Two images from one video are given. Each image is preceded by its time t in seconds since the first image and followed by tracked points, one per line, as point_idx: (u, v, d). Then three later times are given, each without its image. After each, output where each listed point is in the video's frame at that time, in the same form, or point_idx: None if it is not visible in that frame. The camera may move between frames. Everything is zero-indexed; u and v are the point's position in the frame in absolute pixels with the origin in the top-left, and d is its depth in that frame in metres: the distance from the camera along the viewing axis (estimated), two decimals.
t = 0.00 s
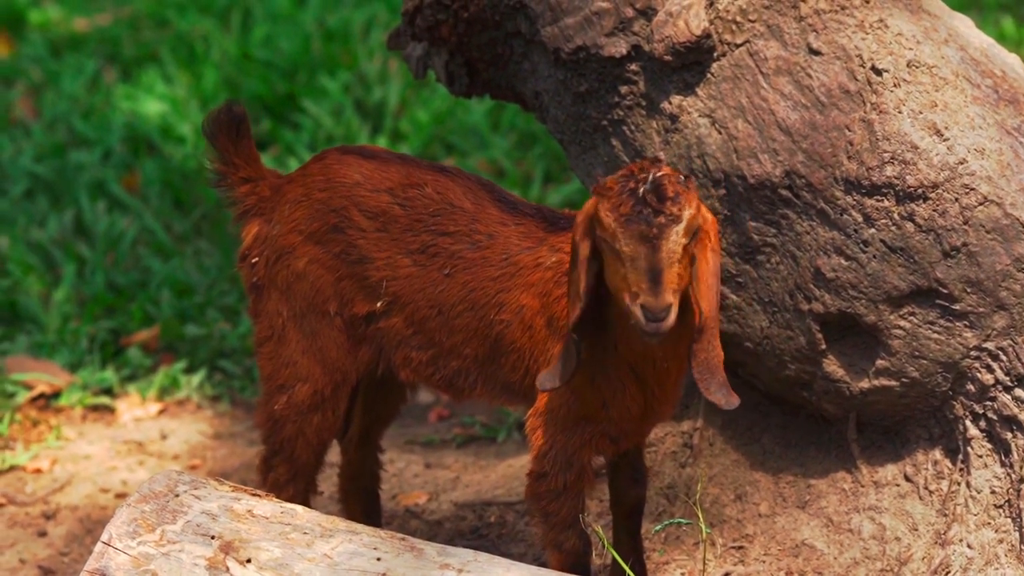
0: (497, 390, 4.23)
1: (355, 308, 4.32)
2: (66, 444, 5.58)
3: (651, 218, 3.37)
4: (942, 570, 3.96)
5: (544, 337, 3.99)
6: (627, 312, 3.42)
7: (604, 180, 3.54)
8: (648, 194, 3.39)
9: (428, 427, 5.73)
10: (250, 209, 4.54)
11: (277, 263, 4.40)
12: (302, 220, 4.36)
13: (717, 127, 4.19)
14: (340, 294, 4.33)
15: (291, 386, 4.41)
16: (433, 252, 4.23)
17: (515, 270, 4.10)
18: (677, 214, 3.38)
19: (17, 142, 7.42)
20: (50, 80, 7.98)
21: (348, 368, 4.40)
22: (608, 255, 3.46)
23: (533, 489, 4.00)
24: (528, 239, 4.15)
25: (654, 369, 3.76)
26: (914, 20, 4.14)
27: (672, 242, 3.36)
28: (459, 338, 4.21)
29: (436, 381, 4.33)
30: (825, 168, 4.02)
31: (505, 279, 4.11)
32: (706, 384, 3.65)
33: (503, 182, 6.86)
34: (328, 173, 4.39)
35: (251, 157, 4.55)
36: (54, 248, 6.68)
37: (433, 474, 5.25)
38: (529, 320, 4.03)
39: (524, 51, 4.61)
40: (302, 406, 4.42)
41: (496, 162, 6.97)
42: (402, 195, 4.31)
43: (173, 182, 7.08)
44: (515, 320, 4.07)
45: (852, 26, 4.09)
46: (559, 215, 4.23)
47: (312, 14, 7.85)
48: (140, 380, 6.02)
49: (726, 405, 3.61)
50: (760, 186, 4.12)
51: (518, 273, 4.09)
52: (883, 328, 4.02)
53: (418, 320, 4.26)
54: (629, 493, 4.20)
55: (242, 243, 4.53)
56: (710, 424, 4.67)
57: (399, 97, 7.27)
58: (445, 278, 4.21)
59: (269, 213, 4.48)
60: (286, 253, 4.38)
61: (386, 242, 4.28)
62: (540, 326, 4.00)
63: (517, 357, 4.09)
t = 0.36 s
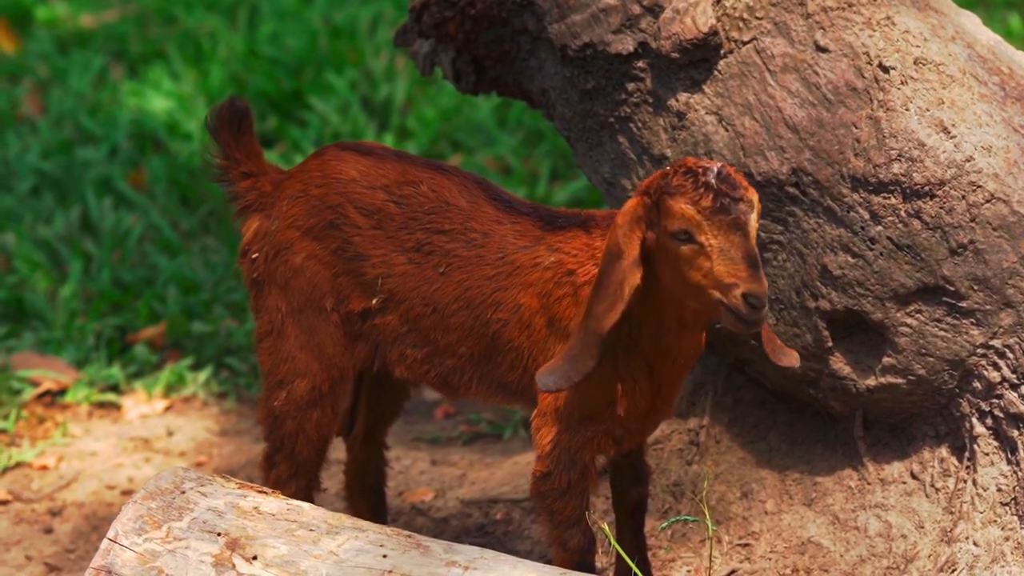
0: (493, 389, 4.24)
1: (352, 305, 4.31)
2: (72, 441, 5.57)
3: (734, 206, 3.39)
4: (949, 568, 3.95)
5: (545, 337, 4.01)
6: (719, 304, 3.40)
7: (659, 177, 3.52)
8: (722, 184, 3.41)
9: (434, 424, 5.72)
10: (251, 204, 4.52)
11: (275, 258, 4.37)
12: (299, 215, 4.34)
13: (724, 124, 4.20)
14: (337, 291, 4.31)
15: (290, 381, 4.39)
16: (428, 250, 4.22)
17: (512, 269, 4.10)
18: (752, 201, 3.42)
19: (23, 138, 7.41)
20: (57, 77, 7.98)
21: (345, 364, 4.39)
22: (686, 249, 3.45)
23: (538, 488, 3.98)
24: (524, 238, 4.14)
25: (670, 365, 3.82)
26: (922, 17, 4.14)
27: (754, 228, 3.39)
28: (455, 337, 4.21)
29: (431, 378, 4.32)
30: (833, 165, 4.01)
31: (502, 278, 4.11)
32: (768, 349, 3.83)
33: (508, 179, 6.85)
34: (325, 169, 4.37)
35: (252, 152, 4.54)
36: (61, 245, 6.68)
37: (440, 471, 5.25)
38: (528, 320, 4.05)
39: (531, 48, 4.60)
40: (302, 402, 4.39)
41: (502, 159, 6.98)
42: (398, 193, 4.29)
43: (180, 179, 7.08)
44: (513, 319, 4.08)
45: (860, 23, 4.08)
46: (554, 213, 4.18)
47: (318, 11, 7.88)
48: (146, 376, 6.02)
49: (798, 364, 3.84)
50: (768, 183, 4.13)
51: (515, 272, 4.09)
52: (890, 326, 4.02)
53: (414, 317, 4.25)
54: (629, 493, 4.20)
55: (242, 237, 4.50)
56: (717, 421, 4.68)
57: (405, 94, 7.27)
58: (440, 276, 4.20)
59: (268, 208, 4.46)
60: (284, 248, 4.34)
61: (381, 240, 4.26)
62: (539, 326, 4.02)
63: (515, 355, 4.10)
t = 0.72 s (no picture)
0: (490, 390, 4.23)
1: (346, 305, 4.30)
2: (73, 439, 5.57)
3: (783, 210, 3.43)
4: (950, 567, 3.96)
5: (547, 337, 4.00)
6: (768, 307, 3.46)
7: (711, 179, 3.52)
8: (769, 186, 3.45)
9: (435, 423, 5.72)
10: (248, 202, 4.52)
11: (272, 257, 4.37)
12: (294, 215, 4.34)
13: (726, 122, 4.21)
14: (332, 292, 4.31)
15: (287, 380, 4.40)
16: (423, 251, 4.21)
17: (512, 270, 4.09)
18: (798, 203, 3.47)
19: (24, 136, 7.41)
20: (58, 74, 7.97)
21: (340, 364, 4.38)
22: (734, 254, 3.47)
23: (543, 487, 3.98)
24: (522, 239, 4.11)
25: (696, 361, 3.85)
26: (923, 16, 4.14)
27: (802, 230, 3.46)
28: (451, 338, 4.19)
29: (426, 379, 4.30)
30: (834, 164, 4.02)
31: (502, 279, 4.10)
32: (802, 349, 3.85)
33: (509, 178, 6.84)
34: (321, 169, 4.36)
35: (252, 149, 4.54)
36: (62, 243, 6.67)
37: (441, 469, 5.24)
38: (529, 321, 4.04)
39: (532, 47, 4.60)
40: (298, 401, 4.39)
41: (503, 157, 6.97)
42: (392, 193, 4.28)
43: (181, 177, 7.07)
44: (513, 320, 4.07)
45: (861, 22, 4.08)
46: (554, 214, 4.15)
47: (320, 9, 7.88)
48: (147, 374, 6.01)
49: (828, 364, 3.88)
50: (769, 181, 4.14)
51: (514, 273, 4.08)
52: (892, 324, 4.03)
53: (408, 319, 4.24)
54: (632, 492, 4.20)
55: (240, 235, 4.50)
56: (718, 421, 4.69)
57: (407, 92, 7.27)
58: (436, 277, 4.19)
59: (266, 207, 4.45)
60: (280, 247, 4.35)
61: (376, 241, 4.25)
62: (541, 326, 4.01)
63: (516, 357, 4.09)
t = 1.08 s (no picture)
0: (489, 388, 4.22)
1: (342, 305, 4.30)
2: (69, 437, 5.57)
3: (779, 208, 3.36)
4: (946, 565, 3.93)
5: (546, 334, 3.99)
6: (761, 305, 3.41)
7: (715, 175, 3.49)
8: (769, 184, 3.39)
9: (432, 421, 5.72)
10: (243, 202, 4.52)
11: (267, 257, 4.38)
12: (289, 215, 4.33)
13: (723, 121, 4.21)
14: (327, 291, 4.31)
15: (282, 380, 4.40)
16: (420, 250, 4.20)
17: (511, 268, 4.08)
18: (801, 202, 3.38)
19: (21, 134, 7.41)
20: (55, 72, 7.97)
21: (336, 363, 4.38)
22: (728, 249, 3.44)
23: (543, 485, 3.98)
24: (521, 237, 4.11)
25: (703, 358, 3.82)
26: (920, 15, 4.14)
27: (801, 229, 3.37)
28: (450, 337, 4.18)
29: (424, 378, 4.30)
30: (830, 162, 4.02)
31: (501, 277, 4.09)
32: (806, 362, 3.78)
33: (506, 176, 6.83)
34: (315, 168, 4.36)
35: (246, 149, 4.54)
36: (58, 241, 6.67)
37: (438, 467, 5.24)
38: (529, 318, 4.03)
39: (529, 44, 4.59)
40: (294, 401, 4.39)
41: (500, 155, 6.96)
42: (387, 193, 4.27)
43: (178, 175, 7.07)
44: (512, 318, 4.06)
45: (858, 20, 4.07)
46: (553, 210, 4.14)
47: (317, 7, 7.87)
48: (144, 372, 6.02)
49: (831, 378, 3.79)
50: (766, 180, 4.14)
51: (513, 270, 4.07)
52: (889, 323, 4.03)
53: (406, 318, 4.23)
54: (630, 490, 4.20)
55: (233, 235, 4.51)
56: (714, 418, 4.67)
57: (403, 89, 7.27)
58: (433, 276, 4.18)
59: (260, 206, 4.45)
60: (275, 247, 4.35)
61: (371, 240, 4.25)
62: (541, 324, 4.00)
63: (515, 354, 4.09)
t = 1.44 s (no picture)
0: (491, 386, 4.22)
1: (341, 305, 4.29)
2: (62, 435, 5.56)
3: (742, 206, 3.35)
4: (939, 563, 3.91)
5: (547, 332, 3.99)
6: (723, 302, 3.40)
7: (689, 169, 3.49)
8: (735, 181, 3.36)
9: (425, 419, 5.72)
10: (237, 202, 4.50)
11: (261, 257, 4.36)
12: (285, 215, 4.32)
13: (716, 118, 4.21)
14: (326, 291, 4.29)
15: (278, 379, 4.39)
16: (420, 250, 4.19)
17: (511, 267, 4.07)
18: (767, 199, 3.35)
19: (14, 131, 7.40)
20: (48, 69, 7.96)
21: (333, 363, 4.37)
22: (696, 244, 3.45)
23: (541, 482, 3.97)
24: (521, 235, 4.10)
25: (696, 354, 3.83)
26: (913, 13, 4.15)
27: (765, 226, 3.35)
28: (451, 335, 4.18)
29: (424, 378, 4.30)
30: (824, 160, 4.02)
31: (501, 276, 4.08)
32: (842, 351, 3.69)
33: (500, 173, 6.83)
34: (312, 168, 4.34)
35: (240, 148, 4.53)
36: (51, 238, 6.66)
37: (431, 465, 5.24)
38: (529, 316, 4.02)
39: (523, 42, 4.59)
40: (289, 400, 4.39)
41: (494, 153, 6.96)
42: (386, 193, 4.26)
43: (171, 173, 7.07)
44: (513, 316, 4.05)
45: (851, 18, 4.08)
46: (552, 208, 4.14)
47: (310, 5, 7.87)
48: (137, 370, 6.01)
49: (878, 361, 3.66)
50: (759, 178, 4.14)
51: (514, 269, 4.06)
52: (882, 321, 4.04)
53: (406, 318, 4.22)
54: (625, 486, 4.20)
55: (227, 235, 4.48)
56: (707, 416, 4.67)
57: (397, 86, 7.27)
58: (434, 276, 4.17)
59: (255, 206, 4.43)
60: (271, 247, 4.33)
61: (371, 241, 4.24)
62: (542, 322, 4.00)
63: (516, 352, 4.08)
